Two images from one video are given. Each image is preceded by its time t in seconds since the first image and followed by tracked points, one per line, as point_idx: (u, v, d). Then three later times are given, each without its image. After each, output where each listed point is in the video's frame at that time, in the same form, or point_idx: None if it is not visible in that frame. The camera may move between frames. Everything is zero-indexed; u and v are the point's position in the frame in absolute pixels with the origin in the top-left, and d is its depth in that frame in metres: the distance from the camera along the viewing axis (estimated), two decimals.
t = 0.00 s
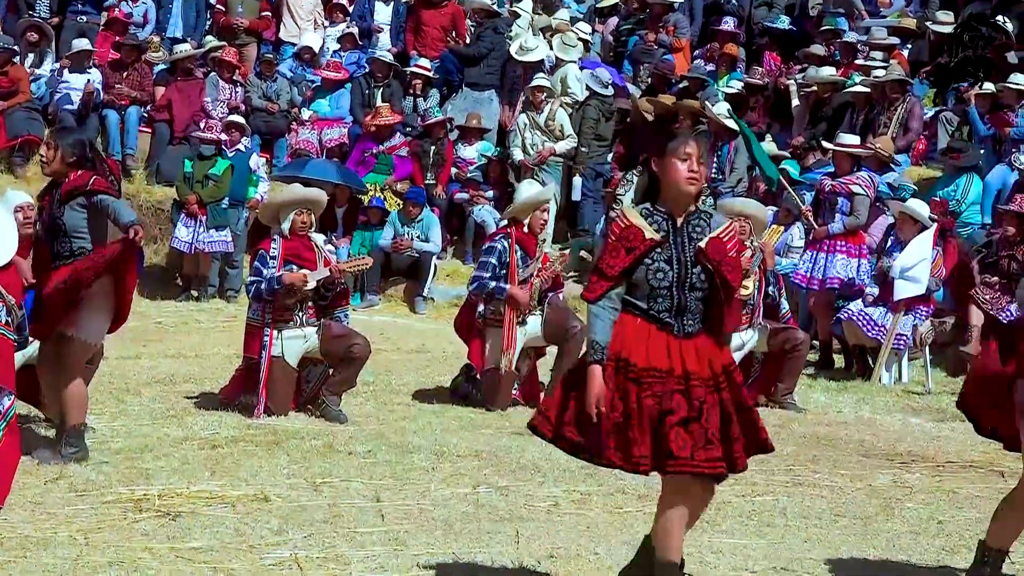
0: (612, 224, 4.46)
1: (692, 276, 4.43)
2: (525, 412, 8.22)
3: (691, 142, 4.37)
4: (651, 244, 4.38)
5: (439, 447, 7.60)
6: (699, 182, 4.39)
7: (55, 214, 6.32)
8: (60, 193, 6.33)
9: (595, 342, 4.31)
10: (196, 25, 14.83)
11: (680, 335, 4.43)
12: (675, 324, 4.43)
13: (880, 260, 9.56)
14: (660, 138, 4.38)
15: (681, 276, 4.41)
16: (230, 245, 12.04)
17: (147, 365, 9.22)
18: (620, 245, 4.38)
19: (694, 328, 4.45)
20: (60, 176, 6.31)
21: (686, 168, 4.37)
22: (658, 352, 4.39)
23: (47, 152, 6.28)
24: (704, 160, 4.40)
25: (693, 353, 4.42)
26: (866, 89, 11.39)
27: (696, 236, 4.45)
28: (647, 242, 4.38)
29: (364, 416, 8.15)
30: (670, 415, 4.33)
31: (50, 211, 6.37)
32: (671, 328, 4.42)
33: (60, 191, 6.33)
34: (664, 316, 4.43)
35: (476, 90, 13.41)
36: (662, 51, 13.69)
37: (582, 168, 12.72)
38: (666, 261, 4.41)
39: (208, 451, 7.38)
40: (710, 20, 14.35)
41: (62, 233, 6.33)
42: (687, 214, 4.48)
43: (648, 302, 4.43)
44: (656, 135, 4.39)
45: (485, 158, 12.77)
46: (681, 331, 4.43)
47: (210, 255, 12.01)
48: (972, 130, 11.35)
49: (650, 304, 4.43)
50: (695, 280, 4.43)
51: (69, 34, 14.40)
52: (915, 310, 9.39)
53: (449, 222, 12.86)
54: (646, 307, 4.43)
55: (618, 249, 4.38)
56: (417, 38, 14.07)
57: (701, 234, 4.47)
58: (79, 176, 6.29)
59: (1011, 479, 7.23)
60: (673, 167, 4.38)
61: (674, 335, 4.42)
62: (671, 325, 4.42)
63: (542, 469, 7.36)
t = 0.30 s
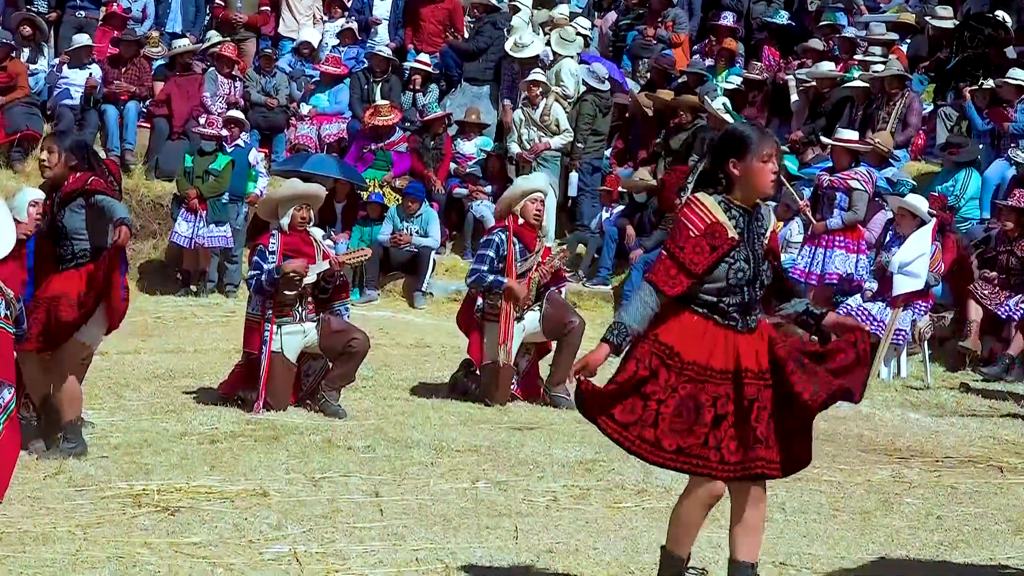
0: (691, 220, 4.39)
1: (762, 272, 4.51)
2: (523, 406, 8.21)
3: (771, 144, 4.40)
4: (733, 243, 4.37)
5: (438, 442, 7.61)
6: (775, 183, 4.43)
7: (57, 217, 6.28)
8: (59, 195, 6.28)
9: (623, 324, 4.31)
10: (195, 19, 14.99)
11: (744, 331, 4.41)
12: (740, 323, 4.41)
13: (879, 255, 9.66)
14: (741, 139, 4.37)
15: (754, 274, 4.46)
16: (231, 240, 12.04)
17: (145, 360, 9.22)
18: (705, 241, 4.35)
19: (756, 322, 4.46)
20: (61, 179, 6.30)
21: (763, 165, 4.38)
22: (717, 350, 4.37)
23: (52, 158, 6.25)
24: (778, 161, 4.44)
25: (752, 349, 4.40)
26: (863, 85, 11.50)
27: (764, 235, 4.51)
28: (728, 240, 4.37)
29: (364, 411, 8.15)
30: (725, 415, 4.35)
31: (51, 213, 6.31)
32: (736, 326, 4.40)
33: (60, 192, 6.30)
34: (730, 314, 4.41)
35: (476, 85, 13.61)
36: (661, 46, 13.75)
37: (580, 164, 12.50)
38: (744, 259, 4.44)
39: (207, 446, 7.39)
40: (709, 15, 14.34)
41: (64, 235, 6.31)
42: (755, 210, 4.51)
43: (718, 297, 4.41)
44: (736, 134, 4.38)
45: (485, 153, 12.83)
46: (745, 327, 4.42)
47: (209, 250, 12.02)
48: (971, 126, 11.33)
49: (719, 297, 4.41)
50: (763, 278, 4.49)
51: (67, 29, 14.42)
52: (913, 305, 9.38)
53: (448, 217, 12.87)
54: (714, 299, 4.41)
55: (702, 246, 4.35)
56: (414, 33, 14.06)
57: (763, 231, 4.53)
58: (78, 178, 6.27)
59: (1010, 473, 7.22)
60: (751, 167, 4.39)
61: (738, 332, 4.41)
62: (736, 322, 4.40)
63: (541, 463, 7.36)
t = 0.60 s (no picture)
0: (692, 222, 4.49)
1: (768, 282, 4.46)
2: (522, 406, 8.21)
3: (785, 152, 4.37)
4: (731, 248, 4.42)
5: (437, 442, 7.61)
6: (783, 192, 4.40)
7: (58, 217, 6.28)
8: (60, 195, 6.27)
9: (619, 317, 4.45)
10: (194, 19, 15.07)
11: (753, 339, 4.45)
12: (747, 330, 4.45)
13: (878, 254, 9.54)
14: (755, 143, 4.39)
15: (757, 283, 4.44)
16: (230, 240, 12.05)
17: (144, 360, 9.22)
18: (699, 243, 4.43)
19: (769, 332, 4.47)
20: (61, 178, 6.28)
21: (774, 176, 4.37)
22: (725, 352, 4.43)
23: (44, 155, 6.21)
24: (794, 170, 4.40)
25: (764, 356, 4.43)
26: (863, 83, 11.42)
27: (778, 243, 4.49)
28: (726, 245, 4.42)
29: (363, 411, 8.14)
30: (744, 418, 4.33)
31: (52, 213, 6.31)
32: (743, 332, 4.45)
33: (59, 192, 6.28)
34: (736, 320, 4.46)
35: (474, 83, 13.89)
36: (659, 46, 13.88)
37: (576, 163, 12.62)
38: (742, 267, 4.44)
39: (206, 446, 7.38)
40: (707, 15, 14.34)
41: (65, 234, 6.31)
42: (771, 219, 4.51)
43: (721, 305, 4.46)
44: (757, 139, 4.40)
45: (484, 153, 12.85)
46: (754, 335, 4.46)
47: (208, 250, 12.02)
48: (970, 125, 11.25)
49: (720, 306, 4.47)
50: (771, 286, 4.46)
51: (65, 29, 14.43)
52: (912, 305, 9.40)
53: (446, 216, 12.88)
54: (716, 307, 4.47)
55: (696, 247, 4.43)
56: (413, 33, 14.01)
57: (783, 241, 4.51)
58: (77, 178, 6.26)
59: (1009, 473, 7.22)
60: (765, 175, 4.39)
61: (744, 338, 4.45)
62: (741, 329, 4.45)
63: (540, 463, 7.36)
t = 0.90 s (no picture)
0: (705, 223, 4.39)
1: (783, 284, 4.34)
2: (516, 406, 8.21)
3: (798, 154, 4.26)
4: (743, 252, 4.30)
5: (431, 442, 7.60)
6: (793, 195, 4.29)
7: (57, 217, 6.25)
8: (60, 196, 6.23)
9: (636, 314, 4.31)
10: (188, 19, 15.02)
11: (763, 342, 4.34)
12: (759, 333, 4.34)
13: (872, 254, 9.57)
14: (769, 145, 4.27)
15: (771, 285, 4.33)
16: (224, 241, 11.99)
17: (138, 360, 9.22)
18: (711, 246, 4.32)
19: (780, 335, 4.36)
20: (59, 177, 6.20)
21: (781, 178, 4.25)
22: (733, 353, 4.30)
23: (46, 153, 6.13)
24: (805, 173, 4.28)
25: (770, 361, 4.32)
26: (857, 83, 11.38)
27: (792, 244, 4.38)
28: (738, 249, 4.31)
29: (357, 411, 8.14)
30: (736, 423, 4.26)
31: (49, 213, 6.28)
32: (753, 335, 4.33)
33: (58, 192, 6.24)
34: (746, 323, 4.34)
35: (469, 84, 13.52)
36: (654, 45, 13.75)
37: (570, 163, 12.60)
38: (755, 270, 4.32)
39: (200, 446, 7.38)
40: (700, 15, 14.33)
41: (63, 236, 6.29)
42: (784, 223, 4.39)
43: (733, 308, 4.35)
44: (768, 140, 4.28)
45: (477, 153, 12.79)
46: (765, 338, 4.35)
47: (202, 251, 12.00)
48: (963, 124, 11.48)
49: (734, 308, 4.35)
50: (785, 288, 4.35)
51: (59, 30, 14.45)
52: (906, 305, 9.32)
53: (440, 216, 12.85)
54: (729, 310, 4.36)
55: (707, 250, 4.32)
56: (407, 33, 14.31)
57: (796, 243, 4.39)
58: (75, 180, 6.19)
59: (1003, 473, 7.21)
60: (773, 177, 4.27)
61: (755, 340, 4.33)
62: (751, 331, 4.33)
63: (534, 463, 7.36)
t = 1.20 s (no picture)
0: (689, 230, 4.41)
1: (761, 293, 4.41)
2: (479, 406, 8.23)
3: (790, 163, 4.31)
4: (727, 259, 4.34)
5: (394, 442, 7.59)
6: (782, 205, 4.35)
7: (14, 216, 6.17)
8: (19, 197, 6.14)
9: (605, 320, 4.36)
10: (150, 20, 15.00)
11: (737, 348, 4.39)
12: (733, 338, 4.39)
13: (835, 254, 9.56)
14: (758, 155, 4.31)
15: (750, 293, 4.38)
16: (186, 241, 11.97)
17: (100, 361, 9.17)
18: (695, 252, 4.35)
19: (753, 340, 4.41)
20: (21, 180, 6.13)
21: (784, 189, 4.29)
22: (711, 360, 4.36)
23: (11, 157, 6.04)
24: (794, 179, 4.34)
25: (744, 365, 4.37)
26: (820, 83, 11.37)
27: (770, 252, 4.44)
28: (722, 257, 4.34)
29: (320, 411, 8.13)
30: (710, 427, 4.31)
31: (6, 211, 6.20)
32: (727, 341, 4.39)
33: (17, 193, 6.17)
34: (723, 328, 4.39)
35: (431, 84, 13.68)
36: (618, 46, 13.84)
37: (532, 162, 12.56)
38: (738, 278, 4.37)
39: (161, 446, 7.34)
40: (664, 15, 14.33)
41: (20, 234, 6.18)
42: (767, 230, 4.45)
43: (711, 313, 4.39)
44: (758, 151, 4.31)
45: (441, 153, 12.77)
46: (738, 344, 4.40)
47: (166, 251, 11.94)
48: (925, 126, 11.48)
49: (710, 314, 4.39)
50: (764, 297, 4.42)
51: (21, 29, 14.38)
52: (868, 305, 9.19)
53: (404, 216, 12.95)
54: (705, 316, 4.40)
55: (692, 255, 4.36)
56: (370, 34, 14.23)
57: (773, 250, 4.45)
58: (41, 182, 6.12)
59: (963, 472, 7.24)
60: (777, 189, 4.31)
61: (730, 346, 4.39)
62: (726, 337, 4.39)
63: (497, 463, 7.35)
